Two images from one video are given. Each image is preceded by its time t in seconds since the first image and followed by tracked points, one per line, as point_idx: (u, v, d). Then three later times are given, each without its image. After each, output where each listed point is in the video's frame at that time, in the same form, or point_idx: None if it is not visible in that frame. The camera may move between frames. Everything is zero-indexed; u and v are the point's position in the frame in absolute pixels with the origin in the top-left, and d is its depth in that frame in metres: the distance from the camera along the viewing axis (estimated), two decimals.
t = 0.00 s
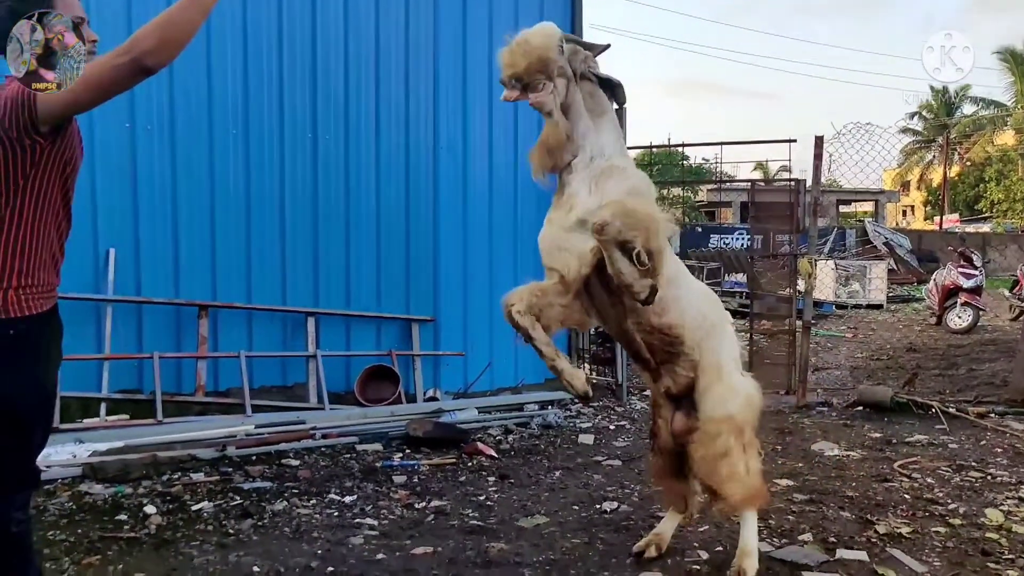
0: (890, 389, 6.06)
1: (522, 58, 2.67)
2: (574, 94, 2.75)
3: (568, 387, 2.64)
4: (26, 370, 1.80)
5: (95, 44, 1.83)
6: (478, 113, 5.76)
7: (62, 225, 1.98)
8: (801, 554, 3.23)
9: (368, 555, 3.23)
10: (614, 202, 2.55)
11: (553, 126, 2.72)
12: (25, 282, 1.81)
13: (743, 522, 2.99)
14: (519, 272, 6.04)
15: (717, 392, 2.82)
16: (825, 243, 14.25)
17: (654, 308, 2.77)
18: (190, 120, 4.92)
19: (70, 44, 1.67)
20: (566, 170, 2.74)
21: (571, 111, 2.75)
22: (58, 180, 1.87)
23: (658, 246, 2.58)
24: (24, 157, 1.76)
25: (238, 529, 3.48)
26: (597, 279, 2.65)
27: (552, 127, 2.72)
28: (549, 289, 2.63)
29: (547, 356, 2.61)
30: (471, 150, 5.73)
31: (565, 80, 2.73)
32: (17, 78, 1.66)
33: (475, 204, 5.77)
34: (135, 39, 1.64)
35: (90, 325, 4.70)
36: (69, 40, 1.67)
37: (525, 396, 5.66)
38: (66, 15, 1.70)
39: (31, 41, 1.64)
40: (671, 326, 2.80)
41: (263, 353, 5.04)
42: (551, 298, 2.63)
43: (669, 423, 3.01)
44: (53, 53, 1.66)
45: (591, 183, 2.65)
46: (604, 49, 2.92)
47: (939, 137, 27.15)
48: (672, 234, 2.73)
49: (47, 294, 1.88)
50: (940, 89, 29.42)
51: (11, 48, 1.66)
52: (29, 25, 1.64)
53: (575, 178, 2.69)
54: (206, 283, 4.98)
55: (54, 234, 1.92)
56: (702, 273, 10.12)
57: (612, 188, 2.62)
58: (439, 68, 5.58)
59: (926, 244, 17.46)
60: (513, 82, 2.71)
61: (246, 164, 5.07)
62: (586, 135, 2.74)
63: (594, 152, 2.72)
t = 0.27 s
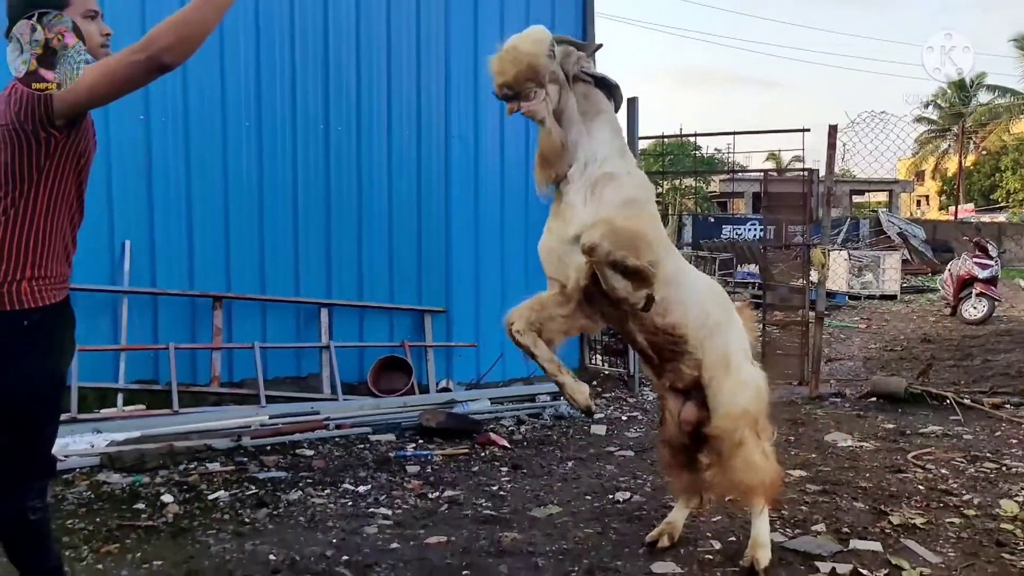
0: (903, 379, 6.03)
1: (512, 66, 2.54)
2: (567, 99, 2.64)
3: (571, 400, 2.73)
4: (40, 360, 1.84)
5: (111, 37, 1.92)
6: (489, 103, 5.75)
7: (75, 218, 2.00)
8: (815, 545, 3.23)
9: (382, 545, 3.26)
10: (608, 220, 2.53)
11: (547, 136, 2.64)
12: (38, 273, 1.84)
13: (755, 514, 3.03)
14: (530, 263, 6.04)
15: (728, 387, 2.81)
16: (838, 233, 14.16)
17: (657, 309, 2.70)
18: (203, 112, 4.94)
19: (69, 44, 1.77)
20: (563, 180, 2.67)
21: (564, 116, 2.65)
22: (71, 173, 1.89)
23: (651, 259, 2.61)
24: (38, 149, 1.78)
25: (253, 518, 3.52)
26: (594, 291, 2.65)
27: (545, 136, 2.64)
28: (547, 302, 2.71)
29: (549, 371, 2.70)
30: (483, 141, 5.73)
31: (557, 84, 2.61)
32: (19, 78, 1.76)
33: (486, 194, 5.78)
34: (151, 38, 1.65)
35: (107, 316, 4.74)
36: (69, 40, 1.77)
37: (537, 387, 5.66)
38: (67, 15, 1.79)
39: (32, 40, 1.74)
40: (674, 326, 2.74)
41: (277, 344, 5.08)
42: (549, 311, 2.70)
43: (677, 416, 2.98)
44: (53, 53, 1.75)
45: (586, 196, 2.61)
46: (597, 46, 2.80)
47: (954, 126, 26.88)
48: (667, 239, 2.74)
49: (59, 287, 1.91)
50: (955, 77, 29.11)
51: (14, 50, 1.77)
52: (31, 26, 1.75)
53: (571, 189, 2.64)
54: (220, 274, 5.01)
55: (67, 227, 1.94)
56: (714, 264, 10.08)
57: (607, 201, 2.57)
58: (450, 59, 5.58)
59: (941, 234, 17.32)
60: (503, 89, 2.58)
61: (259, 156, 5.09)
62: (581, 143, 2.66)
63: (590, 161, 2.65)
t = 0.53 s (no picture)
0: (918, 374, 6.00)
1: (500, 81, 2.49)
2: (559, 109, 2.61)
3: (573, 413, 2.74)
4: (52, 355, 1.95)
5: (125, 34, 1.99)
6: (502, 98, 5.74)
7: (90, 210, 2.07)
8: (829, 539, 3.22)
9: (397, 537, 3.28)
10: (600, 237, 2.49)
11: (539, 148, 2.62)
12: (51, 267, 1.95)
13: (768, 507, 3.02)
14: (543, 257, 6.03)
15: (738, 381, 2.79)
16: (852, 227, 14.06)
17: (659, 314, 2.72)
18: (217, 109, 4.97)
19: (69, 44, 1.80)
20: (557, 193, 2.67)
21: (556, 127, 2.63)
22: (86, 169, 1.96)
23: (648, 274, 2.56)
24: (54, 147, 1.86)
25: (269, 510, 3.55)
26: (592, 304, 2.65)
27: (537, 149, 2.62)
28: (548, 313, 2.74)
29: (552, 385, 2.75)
30: (495, 136, 5.73)
31: (547, 95, 2.58)
32: (19, 78, 1.79)
33: (499, 189, 5.78)
34: (171, 40, 1.69)
35: (124, 310, 4.78)
36: (69, 41, 1.79)
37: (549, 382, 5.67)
38: (68, 15, 1.83)
39: (31, 41, 1.78)
40: (676, 330, 2.76)
41: (291, 339, 5.11)
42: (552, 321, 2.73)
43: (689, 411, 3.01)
44: (53, 53, 1.78)
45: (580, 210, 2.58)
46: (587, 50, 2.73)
47: (970, 119, 26.60)
48: (665, 245, 2.70)
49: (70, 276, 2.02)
50: (971, 70, 28.81)
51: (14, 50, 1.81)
52: (31, 26, 1.78)
53: (566, 203, 2.61)
54: (234, 269, 5.05)
55: (81, 221, 2.03)
56: (727, 259, 10.04)
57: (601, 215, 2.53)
58: (462, 53, 5.59)
59: (956, 229, 17.16)
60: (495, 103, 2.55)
61: (273, 153, 5.11)
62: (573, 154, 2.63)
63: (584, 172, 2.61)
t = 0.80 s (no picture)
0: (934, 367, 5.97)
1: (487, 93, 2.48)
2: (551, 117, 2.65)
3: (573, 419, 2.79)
4: (71, 347, 1.98)
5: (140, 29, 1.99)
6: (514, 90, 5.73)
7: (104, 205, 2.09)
8: (844, 532, 3.21)
9: (411, 528, 3.30)
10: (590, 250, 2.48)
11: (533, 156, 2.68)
12: (65, 260, 1.97)
13: (782, 499, 3.00)
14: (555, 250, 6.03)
15: (748, 374, 2.79)
16: (866, 220, 13.96)
17: (661, 315, 2.73)
18: (231, 104, 4.99)
19: (69, 44, 1.82)
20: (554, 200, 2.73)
21: (551, 135, 2.68)
22: (100, 165, 1.98)
23: (642, 283, 2.54)
24: (69, 141, 1.88)
25: (285, 501, 3.58)
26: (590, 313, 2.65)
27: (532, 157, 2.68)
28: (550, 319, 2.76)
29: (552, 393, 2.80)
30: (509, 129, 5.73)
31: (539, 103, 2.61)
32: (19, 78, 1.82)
33: (512, 182, 5.78)
34: (191, 44, 1.71)
35: (140, 303, 4.82)
36: (69, 41, 1.82)
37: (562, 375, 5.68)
38: (68, 15, 1.86)
39: (32, 41, 1.80)
40: (680, 329, 2.78)
41: (306, 331, 5.14)
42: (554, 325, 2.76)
43: (700, 406, 3.03)
44: (53, 52, 1.81)
45: (573, 218, 2.62)
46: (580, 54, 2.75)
47: (986, 111, 26.32)
48: (665, 249, 2.67)
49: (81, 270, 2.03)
50: (987, 61, 28.48)
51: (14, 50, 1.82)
52: (31, 26, 1.80)
53: (561, 211, 2.67)
54: (248, 262, 5.07)
55: (95, 216, 2.05)
56: (740, 251, 9.99)
57: (592, 225, 2.53)
58: (475, 47, 5.59)
59: (972, 221, 17.01)
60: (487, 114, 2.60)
61: (286, 147, 5.13)
62: (566, 161, 2.67)
63: (577, 179, 2.65)
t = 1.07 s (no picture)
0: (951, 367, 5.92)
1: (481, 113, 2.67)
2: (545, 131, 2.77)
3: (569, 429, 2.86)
4: (82, 344, 2.00)
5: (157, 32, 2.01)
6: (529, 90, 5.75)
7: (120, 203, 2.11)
8: (861, 532, 3.20)
9: (427, 526, 3.31)
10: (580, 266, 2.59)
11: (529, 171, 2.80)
12: (79, 258, 2.00)
13: (798, 498, 2.98)
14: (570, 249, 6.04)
15: (757, 374, 2.77)
16: (882, 219, 13.86)
17: (663, 319, 2.77)
18: (248, 105, 5.02)
19: (69, 43, 1.89)
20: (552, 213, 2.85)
21: (547, 150, 2.80)
22: (116, 167, 2.00)
23: (635, 295, 2.61)
24: (86, 144, 1.90)
25: (301, 499, 3.60)
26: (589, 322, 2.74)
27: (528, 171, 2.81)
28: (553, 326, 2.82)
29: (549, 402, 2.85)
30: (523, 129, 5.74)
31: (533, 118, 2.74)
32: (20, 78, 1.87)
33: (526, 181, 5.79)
34: (211, 59, 1.76)
35: (158, 302, 4.86)
36: (69, 40, 1.89)
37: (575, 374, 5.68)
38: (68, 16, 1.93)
39: (33, 40, 1.86)
40: (684, 333, 2.81)
41: (322, 330, 5.17)
42: (557, 332, 2.81)
43: (711, 408, 3.02)
44: (53, 52, 1.87)
45: (567, 231, 2.73)
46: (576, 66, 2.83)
47: (1003, 108, 26.05)
48: (663, 258, 2.72)
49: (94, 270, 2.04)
50: (1005, 58, 28.20)
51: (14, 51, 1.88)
52: (31, 26, 1.87)
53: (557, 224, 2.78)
54: (265, 261, 5.10)
55: (111, 214, 2.07)
56: (754, 251, 9.94)
57: (584, 239, 2.65)
58: (490, 46, 5.61)
59: (989, 220, 16.84)
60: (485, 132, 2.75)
61: (302, 148, 5.16)
62: (561, 175, 2.79)
63: (571, 192, 2.76)
